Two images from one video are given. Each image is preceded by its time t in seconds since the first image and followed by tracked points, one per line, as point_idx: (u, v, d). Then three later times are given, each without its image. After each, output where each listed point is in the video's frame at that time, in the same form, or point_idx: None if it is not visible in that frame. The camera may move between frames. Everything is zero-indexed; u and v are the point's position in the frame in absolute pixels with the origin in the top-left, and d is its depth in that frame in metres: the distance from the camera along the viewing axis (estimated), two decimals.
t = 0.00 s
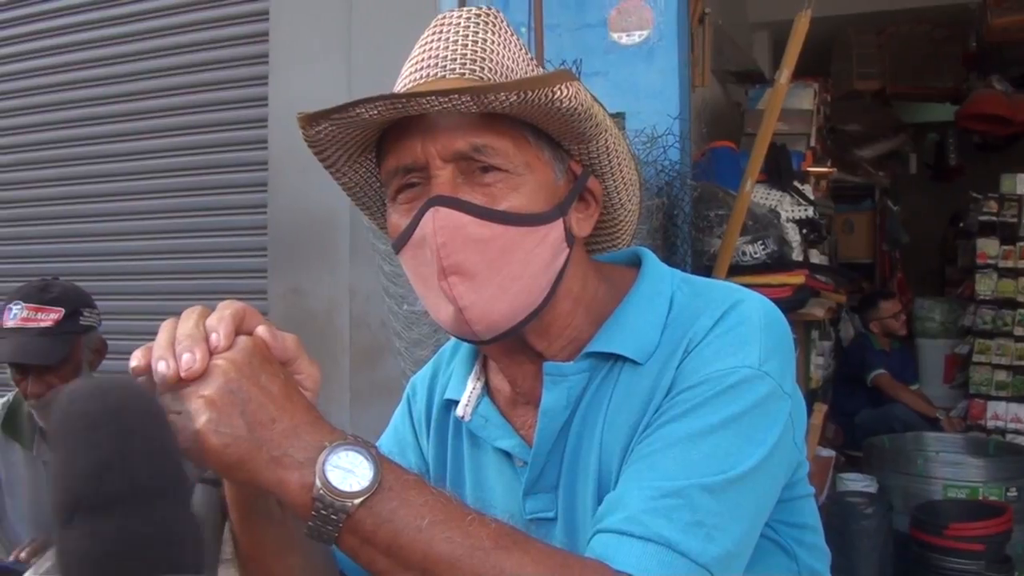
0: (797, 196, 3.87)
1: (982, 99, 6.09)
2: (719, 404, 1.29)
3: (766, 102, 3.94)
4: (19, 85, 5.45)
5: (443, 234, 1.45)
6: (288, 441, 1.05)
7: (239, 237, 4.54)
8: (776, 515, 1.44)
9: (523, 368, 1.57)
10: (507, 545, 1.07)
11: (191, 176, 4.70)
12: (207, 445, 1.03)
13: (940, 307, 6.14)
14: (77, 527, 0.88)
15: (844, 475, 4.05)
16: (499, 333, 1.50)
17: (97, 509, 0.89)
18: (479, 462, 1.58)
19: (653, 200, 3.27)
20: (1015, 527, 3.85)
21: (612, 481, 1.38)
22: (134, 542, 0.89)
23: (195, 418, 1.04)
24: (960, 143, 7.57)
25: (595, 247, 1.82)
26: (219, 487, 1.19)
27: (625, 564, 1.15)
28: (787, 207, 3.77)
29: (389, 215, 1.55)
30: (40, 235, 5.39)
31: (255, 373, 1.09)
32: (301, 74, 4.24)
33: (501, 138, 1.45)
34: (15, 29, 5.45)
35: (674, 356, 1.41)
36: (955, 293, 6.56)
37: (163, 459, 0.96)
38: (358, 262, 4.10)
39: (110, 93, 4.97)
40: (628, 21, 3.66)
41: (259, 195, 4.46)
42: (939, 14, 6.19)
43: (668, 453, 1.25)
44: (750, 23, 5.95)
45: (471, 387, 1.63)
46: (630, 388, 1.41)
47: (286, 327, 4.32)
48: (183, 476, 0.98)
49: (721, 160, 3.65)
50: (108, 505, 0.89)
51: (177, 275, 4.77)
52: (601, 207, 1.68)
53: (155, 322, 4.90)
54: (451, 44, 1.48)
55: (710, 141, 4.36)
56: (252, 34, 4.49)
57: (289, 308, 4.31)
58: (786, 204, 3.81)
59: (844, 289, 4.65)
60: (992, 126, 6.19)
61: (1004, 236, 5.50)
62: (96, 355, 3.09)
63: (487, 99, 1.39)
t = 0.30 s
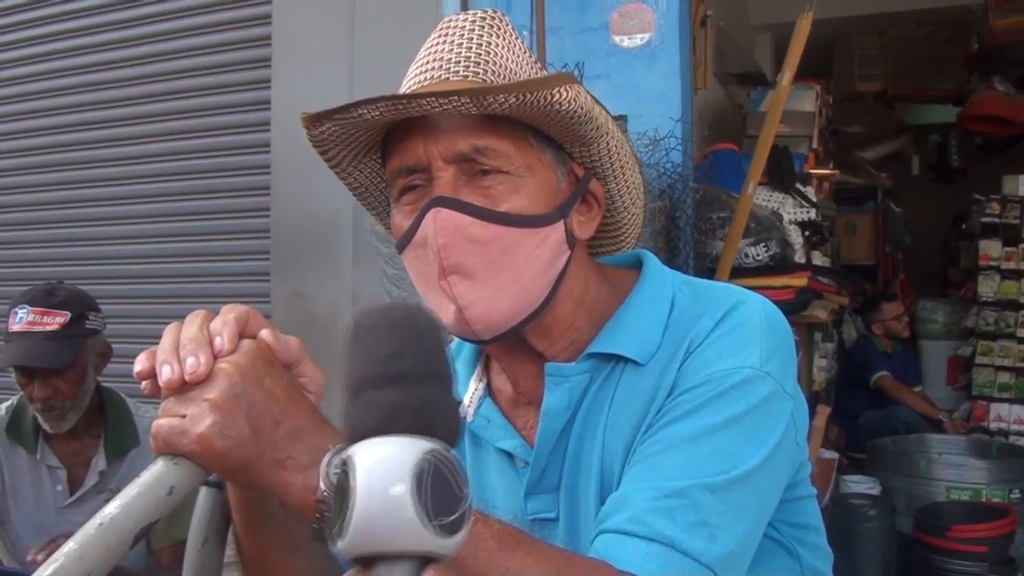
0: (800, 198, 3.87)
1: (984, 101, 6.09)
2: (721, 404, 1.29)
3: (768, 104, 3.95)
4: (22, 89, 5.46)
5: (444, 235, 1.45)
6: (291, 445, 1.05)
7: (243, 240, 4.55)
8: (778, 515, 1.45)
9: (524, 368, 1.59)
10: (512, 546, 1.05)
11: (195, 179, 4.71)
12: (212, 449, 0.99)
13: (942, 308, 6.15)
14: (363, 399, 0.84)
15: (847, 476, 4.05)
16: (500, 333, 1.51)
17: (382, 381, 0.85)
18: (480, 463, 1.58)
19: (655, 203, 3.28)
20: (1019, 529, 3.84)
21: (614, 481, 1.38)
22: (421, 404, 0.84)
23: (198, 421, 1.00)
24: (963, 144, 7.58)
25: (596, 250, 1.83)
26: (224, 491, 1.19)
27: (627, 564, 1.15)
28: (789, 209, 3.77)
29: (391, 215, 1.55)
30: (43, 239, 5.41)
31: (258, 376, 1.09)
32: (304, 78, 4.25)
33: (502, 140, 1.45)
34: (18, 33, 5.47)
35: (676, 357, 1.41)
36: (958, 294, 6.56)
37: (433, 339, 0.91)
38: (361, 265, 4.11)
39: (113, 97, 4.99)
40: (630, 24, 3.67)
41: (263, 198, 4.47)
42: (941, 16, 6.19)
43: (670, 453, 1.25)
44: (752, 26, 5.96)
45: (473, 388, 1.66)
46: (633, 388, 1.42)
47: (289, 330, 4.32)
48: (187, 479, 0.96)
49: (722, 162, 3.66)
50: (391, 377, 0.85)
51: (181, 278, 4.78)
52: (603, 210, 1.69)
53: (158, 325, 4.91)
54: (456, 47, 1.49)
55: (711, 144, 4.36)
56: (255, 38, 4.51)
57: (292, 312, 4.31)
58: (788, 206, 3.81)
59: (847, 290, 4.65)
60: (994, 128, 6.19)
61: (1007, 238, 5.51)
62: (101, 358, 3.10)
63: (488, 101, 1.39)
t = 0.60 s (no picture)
0: (802, 200, 3.87)
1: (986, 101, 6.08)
2: (722, 404, 1.29)
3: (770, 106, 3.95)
4: (27, 91, 5.47)
5: (448, 238, 1.45)
6: (291, 447, 1.05)
7: (245, 242, 4.55)
8: (780, 516, 1.45)
9: (525, 369, 1.60)
10: (511, 547, 1.05)
11: (198, 182, 4.71)
12: (212, 452, 1.01)
13: (946, 310, 6.16)
14: (401, 381, 0.80)
15: (849, 478, 4.05)
16: (503, 335, 1.51)
17: (420, 362, 0.80)
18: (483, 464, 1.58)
19: (657, 204, 3.28)
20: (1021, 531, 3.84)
21: (616, 482, 1.38)
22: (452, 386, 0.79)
23: (199, 424, 1.02)
24: (965, 146, 7.58)
25: (598, 251, 1.83)
26: (224, 492, 1.20)
27: (629, 565, 1.15)
28: (791, 211, 3.77)
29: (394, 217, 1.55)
30: (45, 242, 5.42)
31: (259, 378, 1.09)
32: (306, 80, 4.25)
33: (505, 142, 1.46)
34: (21, 36, 5.47)
35: (677, 358, 1.42)
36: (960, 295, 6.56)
37: (476, 317, 0.85)
38: (363, 267, 4.11)
39: (118, 99, 4.99)
40: (632, 26, 3.67)
41: (265, 201, 4.47)
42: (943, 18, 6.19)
43: (672, 453, 1.25)
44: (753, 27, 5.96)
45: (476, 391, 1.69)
46: (633, 388, 1.42)
47: (291, 332, 4.32)
48: (188, 482, 0.95)
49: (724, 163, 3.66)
50: (431, 358, 0.81)
51: (184, 281, 4.79)
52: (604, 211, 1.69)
53: (160, 327, 4.91)
54: (458, 48, 1.49)
55: (713, 146, 4.36)
56: (256, 40, 4.51)
57: (294, 314, 4.31)
58: (790, 208, 3.81)
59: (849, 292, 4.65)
60: (996, 129, 6.19)
61: (1009, 239, 5.51)
62: (104, 361, 3.11)
63: (490, 102, 1.39)
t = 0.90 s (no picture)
0: (803, 201, 3.86)
1: (987, 104, 6.07)
2: (721, 400, 1.29)
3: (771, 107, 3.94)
4: (30, 92, 5.46)
5: (446, 240, 1.45)
6: (284, 449, 1.05)
7: (245, 243, 4.55)
8: (778, 515, 1.44)
9: (523, 367, 1.60)
10: (507, 545, 1.05)
11: (200, 183, 4.70)
12: (204, 455, 1.00)
13: (947, 311, 6.09)
14: (402, 381, 0.81)
15: (850, 481, 4.04)
16: (502, 335, 1.51)
17: (420, 362, 0.82)
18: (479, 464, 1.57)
19: (658, 205, 3.27)
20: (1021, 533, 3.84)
21: (614, 478, 1.38)
22: (452, 382, 0.81)
23: (192, 427, 1.01)
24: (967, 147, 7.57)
25: (596, 252, 1.83)
26: (218, 495, 1.20)
27: (628, 560, 1.14)
28: (792, 212, 3.77)
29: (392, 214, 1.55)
30: (46, 243, 5.42)
31: (251, 381, 1.09)
32: (307, 81, 4.25)
33: (503, 140, 1.46)
34: (23, 37, 5.47)
35: (675, 355, 1.41)
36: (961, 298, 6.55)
37: (476, 317, 0.86)
38: (363, 269, 4.11)
39: (121, 100, 4.98)
40: (633, 27, 3.67)
41: (265, 202, 4.47)
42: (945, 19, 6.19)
43: (670, 450, 1.24)
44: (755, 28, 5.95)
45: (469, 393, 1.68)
46: (631, 386, 1.42)
47: (290, 333, 4.32)
48: (182, 485, 0.95)
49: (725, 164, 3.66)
50: (430, 358, 0.82)
51: (185, 282, 4.78)
52: (603, 209, 1.69)
53: (160, 329, 4.91)
54: (456, 46, 1.49)
55: (714, 147, 4.35)
56: (258, 41, 4.51)
57: (293, 315, 4.30)
58: (791, 209, 3.80)
59: (850, 293, 4.64)
60: (997, 131, 6.19)
61: (1011, 241, 5.51)
62: (102, 362, 3.11)
63: (489, 98, 1.39)
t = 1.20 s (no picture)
0: (803, 204, 3.85)
1: (987, 106, 6.07)
2: (717, 405, 1.28)
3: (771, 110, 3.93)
4: (31, 94, 5.46)
5: (444, 208, 1.46)
6: (276, 455, 1.04)
7: (245, 246, 4.54)
8: (775, 523, 1.44)
9: (519, 368, 1.59)
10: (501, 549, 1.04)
11: (200, 185, 4.70)
12: (194, 461, 1.00)
13: (947, 315, 6.12)
14: (402, 389, 0.81)
15: (850, 484, 4.03)
16: (495, 315, 1.50)
17: (419, 370, 0.81)
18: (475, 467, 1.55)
19: (657, 209, 3.27)
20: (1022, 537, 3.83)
21: (610, 483, 1.37)
22: (453, 389, 0.80)
23: (182, 433, 1.01)
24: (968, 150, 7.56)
25: (594, 257, 1.82)
26: (211, 502, 1.19)
27: (623, 566, 1.13)
28: (792, 215, 3.75)
29: (394, 195, 1.57)
30: (46, 246, 5.42)
31: (242, 387, 1.08)
32: (307, 85, 4.26)
33: (509, 121, 1.48)
34: (23, 39, 5.48)
35: (672, 358, 1.41)
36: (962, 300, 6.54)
37: (476, 322, 0.86)
38: (363, 271, 4.10)
39: (121, 102, 4.98)
40: (632, 30, 3.66)
41: (265, 204, 4.47)
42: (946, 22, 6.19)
43: (666, 455, 1.24)
44: (755, 31, 5.94)
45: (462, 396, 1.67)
46: (627, 390, 1.41)
47: (289, 336, 4.32)
48: (173, 492, 0.95)
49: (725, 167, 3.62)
50: (430, 366, 0.81)
51: (184, 284, 4.78)
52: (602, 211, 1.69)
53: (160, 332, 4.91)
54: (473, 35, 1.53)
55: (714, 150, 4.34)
56: (257, 45, 4.51)
57: (293, 318, 4.30)
58: (792, 212, 3.78)
59: (850, 296, 4.64)
60: (998, 134, 6.18)
61: (1012, 244, 5.50)
62: (99, 366, 3.12)
63: (496, 64, 1.41)
